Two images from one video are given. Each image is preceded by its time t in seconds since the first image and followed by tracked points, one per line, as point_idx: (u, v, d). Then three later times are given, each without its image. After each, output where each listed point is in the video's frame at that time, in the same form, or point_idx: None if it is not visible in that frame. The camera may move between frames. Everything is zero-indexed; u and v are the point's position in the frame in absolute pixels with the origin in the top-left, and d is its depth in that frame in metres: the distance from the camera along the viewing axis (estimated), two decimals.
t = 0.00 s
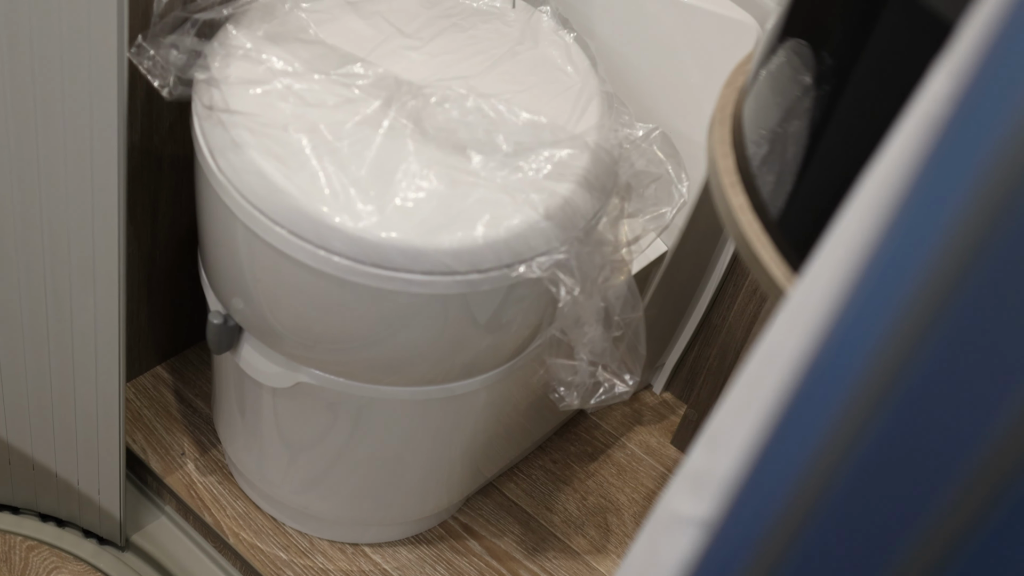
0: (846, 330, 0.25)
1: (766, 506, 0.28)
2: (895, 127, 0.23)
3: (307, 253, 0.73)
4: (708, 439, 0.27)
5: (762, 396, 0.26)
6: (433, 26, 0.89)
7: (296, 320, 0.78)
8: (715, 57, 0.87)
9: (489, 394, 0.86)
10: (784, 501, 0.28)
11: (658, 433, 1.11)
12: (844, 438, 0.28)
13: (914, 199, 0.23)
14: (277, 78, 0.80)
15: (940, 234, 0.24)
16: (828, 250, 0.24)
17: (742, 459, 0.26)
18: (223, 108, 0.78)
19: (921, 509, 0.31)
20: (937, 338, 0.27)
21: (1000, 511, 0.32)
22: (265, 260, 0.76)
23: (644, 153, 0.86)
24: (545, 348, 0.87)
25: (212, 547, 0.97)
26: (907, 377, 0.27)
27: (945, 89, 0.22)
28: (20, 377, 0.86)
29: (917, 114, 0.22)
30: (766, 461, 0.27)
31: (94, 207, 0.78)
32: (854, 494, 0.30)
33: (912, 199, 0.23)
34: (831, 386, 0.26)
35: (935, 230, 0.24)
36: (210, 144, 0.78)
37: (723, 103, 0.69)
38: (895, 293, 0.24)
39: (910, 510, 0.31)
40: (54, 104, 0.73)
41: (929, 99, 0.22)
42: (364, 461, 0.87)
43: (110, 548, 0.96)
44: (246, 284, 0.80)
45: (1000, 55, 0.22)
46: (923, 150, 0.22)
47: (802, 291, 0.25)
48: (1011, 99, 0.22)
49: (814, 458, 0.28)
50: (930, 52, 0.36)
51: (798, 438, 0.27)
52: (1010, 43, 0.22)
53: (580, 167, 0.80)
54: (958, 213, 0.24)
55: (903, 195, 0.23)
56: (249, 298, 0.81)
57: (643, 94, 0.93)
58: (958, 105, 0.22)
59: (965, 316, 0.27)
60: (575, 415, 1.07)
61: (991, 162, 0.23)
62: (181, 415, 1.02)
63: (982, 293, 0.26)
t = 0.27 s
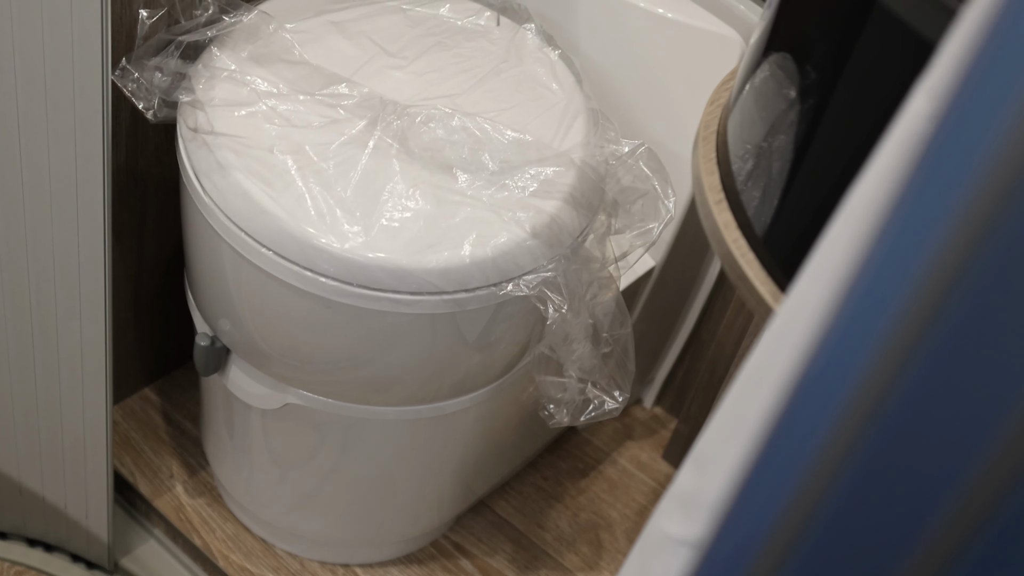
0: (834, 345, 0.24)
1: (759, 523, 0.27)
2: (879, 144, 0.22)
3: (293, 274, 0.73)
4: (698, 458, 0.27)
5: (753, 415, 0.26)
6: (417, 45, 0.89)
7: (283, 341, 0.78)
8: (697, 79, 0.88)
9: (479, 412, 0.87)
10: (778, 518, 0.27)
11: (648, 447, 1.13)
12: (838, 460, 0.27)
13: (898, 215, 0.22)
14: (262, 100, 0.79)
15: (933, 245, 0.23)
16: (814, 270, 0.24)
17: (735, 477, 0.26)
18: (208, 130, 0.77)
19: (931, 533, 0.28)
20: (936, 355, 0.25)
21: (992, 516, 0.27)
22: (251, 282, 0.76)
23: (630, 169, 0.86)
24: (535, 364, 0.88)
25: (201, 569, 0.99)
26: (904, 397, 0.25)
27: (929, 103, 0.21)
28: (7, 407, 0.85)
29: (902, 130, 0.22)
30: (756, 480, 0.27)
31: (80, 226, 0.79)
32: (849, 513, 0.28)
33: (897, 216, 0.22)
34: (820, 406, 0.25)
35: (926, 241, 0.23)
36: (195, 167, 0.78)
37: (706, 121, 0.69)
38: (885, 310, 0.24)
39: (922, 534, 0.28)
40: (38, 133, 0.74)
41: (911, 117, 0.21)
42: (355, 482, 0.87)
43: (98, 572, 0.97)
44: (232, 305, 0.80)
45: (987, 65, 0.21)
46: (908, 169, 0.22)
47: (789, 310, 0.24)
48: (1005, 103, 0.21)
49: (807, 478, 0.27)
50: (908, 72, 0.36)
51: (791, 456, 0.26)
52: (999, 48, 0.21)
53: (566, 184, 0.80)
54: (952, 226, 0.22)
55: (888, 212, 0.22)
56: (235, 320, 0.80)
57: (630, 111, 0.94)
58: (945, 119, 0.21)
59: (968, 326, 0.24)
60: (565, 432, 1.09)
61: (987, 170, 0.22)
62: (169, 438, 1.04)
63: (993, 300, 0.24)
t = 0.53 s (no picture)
0: (832, 352, 0.24)
1: (763, 527, 0.28)
2: (871, 155, 0.22)
3: (286, 286, 0.72)
4: (698, 464, 0.27)
5: (751, 420, 0.26)
6: (409, 56, 0.90)
7: (277, 353, 0.77)
8: (690, 84, 0.89)
9: (473, 423, 0.87)
10: (784, 520, 0.28)
11: (644, 457, 1.14)
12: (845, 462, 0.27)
13: (891, 225, 0.22)
14: (254, 112, 0.79)
15: (931, 253, 0.23)
16: (810, 278, 0.24)
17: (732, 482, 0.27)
18: (200, 142, 0.77)
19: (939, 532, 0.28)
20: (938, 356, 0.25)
21: (994, 510, 0.27)
22: (244, 294, 0.76)
23: (623, 178, 0.85)
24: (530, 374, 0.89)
25: None
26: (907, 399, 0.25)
27: (919, 114, 0.21)
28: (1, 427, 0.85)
29: (895, 139, 0.22)
30: (757, 486, 0.27)
31: (71, 240, 0.79)
32: (852, 514, 0.28)
33: (891, 225, 0.22)
34: (817, 412, 0.25)
35: (925, 248, 0.23)
36: (187, 179, 0.77)
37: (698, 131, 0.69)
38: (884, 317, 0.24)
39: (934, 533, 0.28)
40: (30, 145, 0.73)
41: (903, 126, 0.21)
42: (350, 493, 0.87)
43: None
44: (226, 318, 0.79)
45: (979, 74, 0.21)
46: (899, 181, 0.22)
47: (785, 315, 0.25)
48: (1001, 111, 0.21)
49: (810, 483, 0.27)
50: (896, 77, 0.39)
51: (791, 460, 0.26)
52: (992, 54, 0.20)
53: (559, 194, 0.80)
54: (951, 234, 0.22)
55: (881, 223, 0.22)
56: (229, 332, 0.80)
57: (623, 120, 0.94)
58: (936, 129, 0.21)
59: (968, 327, 0.24)
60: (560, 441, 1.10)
61: (984, 178, 0.22)
62: (163, 450, 1.04)
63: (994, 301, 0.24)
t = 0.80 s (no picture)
0: (836, 343, 0.26)
1: (772, 506, 0.29)
2: (869, 157, 0.24)
3: (281, 296, 0.72)
4: (701, 457, 0.29)
5: (755, 414, 0.28)
6: (403, 65, 0.90)
7: (272, 364, 0.77)
8: (684, 92, 0.89)
9: (469, 432, 0.87)
10: (792, 499, 0.29)
11: (641, 464, 1.14)
12: (845, 446, 0.29)
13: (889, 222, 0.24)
14: (248, 122, 0.79)
15: (927, 249, 0.25)
16: (812, 275, 0.26)
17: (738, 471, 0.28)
18: (194, 153, 0.77)
19: (933, 510, 0.30)
20: (934, 347, 0.27)
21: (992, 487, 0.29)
22: (239, 305, 0.75)
23: (618, 186, 0.86)
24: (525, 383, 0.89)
25: None
26: (902, 386, 0.28)
27: (913, 121, 0.23)
28: None
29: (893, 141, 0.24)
30: (764, 470, 0.29)
31: (67, 253, 0.79)
32: (854, 492, 0.30)
33: (889, 223, 0.24)
34: (822, 399, 0.27)
35: (920, 244, 0.25)
36: (181, 190, 0.77)
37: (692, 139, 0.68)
38: (884, 309, 0.26)
39: (926, 511, 0.30)
40: (24, 159, 0.73)
41: (900, 132, 0.23)
42: (346, 503, 0.87)
43: None
44: (221, 329, 0.79)
45: (968, 84, 0.23)
46: (896, 182, 0.24)
47: (792, 306, 0.26)
48: (990, 119, 0.23)
49: (815, 466, 0.29)
50: (895, 84, 0.39)
51: (796, 444, 0.28)
52: (980, 65, 0.23)
53: (554, 203, 0.79)
54: (945, 231, 0.24)
55: (880, 221, 0.24)
56: (224, 343, 0.80)
57: (617, 128, 0.94)
58: (929, 134, 0.23)
59: (961, 318, 0.26)
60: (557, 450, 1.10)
61: (975, 181, 0.24)
62: (159, 462, 1.04)
63: (983, 295, 0.26)
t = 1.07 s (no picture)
0: (834, 351, 0.26)
1: (772, 508, 0.29)
2: (865, 163, 0.24)
3: (276, 307, 0.72)
4: (698, 466, 0.29)
5: (751, 424, 0.27)
6: (397, 75, 0.90)
7: (268, 374, 0.77)
8: (679, 100, 0.89)
9: (465, 441, 0.87)
10: (790, 500, 0.29)
11: (637, 472, 1.14)
12: (845, 450, 0.29)
13: (887, 231, 0.24)
14: (243, 133, 0.79)
15: (924, 256, 0.24)
16: (808, 281, 0.25)
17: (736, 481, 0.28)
18: (188, 164, 0.76)
19: (934, 505, 0.30)
20: (929, 341, 0.27)
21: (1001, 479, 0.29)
22: (235, 316, 0.75)
23: (613, 195, 0.86)
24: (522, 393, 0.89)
25: None
26: (900, 387, 0.28)
27: (908, 129, 0.23)
28: None
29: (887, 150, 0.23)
30: (763, 479, 0.28)
31: (62, 265, 0.79)
32: (850, 490, 0.30)
33: (886, 232, 0.24)
34: (821, 407, 0.27)
35: (918, 251, 0.24)
36: (176, 201, 0.77)
37: (687, 147, 0.68)
38: (882, 316, 0.25)
39: (927, 508, 0.30)
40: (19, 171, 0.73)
41: (893, 141, 0.23)
42: (342, 513, 0.87)
43: None
44: (216, 340, 0.79)
45: (965, 91, 0.22)
46: (892, 191, 0.23)
47: (788, 313, 0.26)
48: (986, 124, 0.23)
49: (816, 471, 0.29)
50: (889, 96, 0.39)
51: (795, 452, 0.28)
52: (976, 69, 0.22)
53: (549, 212, 0.79)
54: (942, 236, 0.24)
55: (877, 231, 0.24)
56: (219, 354, 0.80)
57: (611, 136, 0.94)
58: (926, 143, 0.23)
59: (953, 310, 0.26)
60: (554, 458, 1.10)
61: (972, 186, 0.24)
62: (155, 473, 1.04)
63: (978, 292, 0.26)
